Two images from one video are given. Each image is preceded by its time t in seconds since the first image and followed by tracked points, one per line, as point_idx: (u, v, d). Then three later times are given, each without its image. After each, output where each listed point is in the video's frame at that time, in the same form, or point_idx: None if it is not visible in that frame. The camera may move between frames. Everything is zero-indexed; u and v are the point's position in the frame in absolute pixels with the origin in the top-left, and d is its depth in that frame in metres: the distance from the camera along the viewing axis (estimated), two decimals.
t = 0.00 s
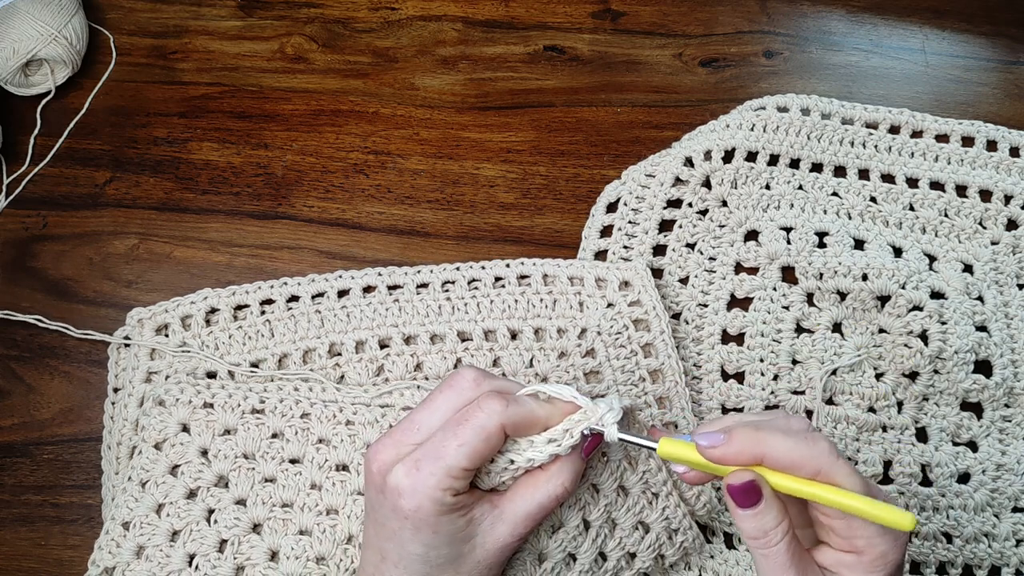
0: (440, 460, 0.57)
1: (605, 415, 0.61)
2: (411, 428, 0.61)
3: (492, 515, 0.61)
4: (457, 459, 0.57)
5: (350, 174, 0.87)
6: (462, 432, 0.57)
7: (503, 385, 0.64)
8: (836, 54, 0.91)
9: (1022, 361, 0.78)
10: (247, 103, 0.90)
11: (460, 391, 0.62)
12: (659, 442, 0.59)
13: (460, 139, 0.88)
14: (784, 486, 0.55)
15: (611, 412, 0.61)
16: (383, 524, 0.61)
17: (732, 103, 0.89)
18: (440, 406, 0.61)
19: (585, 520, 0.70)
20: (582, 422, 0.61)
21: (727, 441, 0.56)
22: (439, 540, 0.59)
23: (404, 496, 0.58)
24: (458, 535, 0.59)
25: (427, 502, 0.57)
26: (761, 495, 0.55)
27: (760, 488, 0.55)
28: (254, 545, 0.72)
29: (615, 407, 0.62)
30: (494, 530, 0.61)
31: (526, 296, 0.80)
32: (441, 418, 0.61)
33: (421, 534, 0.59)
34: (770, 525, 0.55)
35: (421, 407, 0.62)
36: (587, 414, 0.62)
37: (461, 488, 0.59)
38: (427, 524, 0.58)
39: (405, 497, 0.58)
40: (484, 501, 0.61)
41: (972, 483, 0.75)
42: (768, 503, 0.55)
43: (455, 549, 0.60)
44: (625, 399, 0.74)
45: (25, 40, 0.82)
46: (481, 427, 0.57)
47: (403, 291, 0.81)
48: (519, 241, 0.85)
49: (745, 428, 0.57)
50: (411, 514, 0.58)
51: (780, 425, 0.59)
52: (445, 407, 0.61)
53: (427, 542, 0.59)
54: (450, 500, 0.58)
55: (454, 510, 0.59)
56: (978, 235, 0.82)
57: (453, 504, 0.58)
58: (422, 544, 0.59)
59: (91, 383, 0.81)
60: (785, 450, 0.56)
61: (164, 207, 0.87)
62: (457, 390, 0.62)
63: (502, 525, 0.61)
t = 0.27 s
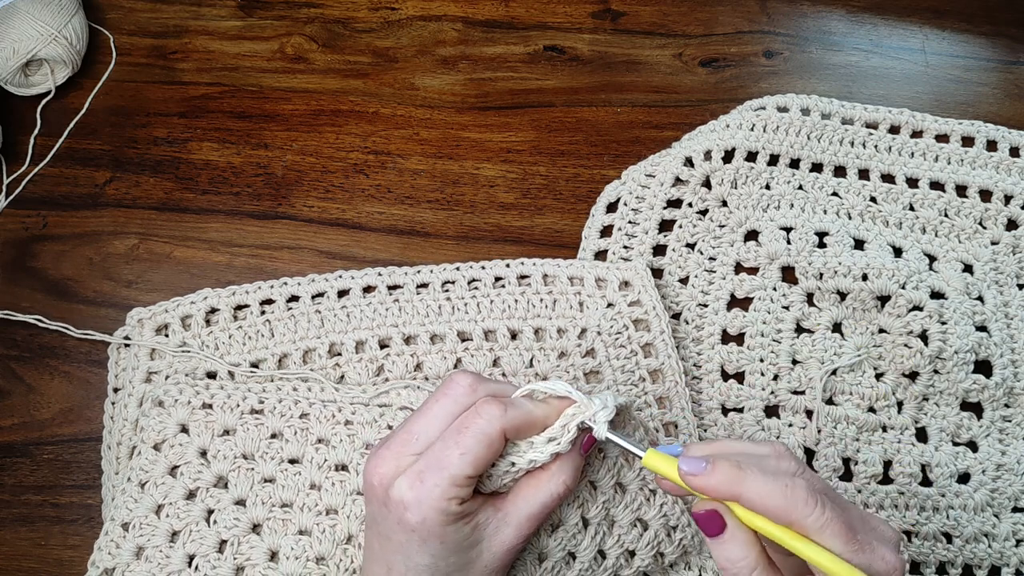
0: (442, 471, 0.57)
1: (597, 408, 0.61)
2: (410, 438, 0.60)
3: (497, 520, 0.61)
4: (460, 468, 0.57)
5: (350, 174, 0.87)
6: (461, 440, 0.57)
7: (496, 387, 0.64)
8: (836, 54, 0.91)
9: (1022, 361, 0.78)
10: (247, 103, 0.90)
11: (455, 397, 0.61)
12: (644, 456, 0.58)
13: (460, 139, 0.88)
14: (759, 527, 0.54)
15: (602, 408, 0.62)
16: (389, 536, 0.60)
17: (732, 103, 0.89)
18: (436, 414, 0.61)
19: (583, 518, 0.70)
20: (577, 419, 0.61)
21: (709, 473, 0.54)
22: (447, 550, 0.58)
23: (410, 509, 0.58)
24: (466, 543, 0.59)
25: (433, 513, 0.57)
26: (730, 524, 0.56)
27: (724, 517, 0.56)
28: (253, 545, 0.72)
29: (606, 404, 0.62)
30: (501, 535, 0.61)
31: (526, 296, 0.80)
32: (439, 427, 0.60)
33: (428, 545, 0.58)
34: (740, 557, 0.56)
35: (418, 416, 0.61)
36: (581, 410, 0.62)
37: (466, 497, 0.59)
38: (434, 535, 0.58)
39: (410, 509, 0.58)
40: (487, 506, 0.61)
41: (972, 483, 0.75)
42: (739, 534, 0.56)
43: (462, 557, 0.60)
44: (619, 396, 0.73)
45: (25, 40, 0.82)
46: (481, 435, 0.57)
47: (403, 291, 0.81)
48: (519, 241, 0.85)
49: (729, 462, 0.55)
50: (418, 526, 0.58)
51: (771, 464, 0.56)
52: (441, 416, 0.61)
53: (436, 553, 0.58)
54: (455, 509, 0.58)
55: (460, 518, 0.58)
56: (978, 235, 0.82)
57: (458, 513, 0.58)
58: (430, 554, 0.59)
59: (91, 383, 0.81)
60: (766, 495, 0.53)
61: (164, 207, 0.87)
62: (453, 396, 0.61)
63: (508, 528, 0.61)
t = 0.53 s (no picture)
0: (438, 469, 0.57)
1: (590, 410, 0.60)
2: (407, 438, 0.61)
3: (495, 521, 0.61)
4: (456, 466, 0.57)
5: (350, 174, 0.87)
6: (457, 438, 0.58)
7: (494, 390, 0.64)
8: (836, 54, 0.91)
9: (1022, 361, 0.78)
10: (247, 103, 0.90)
11: (453, 399, 0.62)
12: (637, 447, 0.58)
13: (460, 139, 0.88)
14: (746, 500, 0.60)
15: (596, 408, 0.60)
16: (386, 536, 0.60)
17: (732, 103, 0.89)
18: (433, 414, 0.62)
19: (582, 520, 0.70)
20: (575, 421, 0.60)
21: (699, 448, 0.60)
22: (443, 550, 0.58)
23: (405, 507, 0.58)
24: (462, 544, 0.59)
25: (428, 511, 0.57)
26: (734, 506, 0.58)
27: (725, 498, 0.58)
28: (254, 546, 0.72)
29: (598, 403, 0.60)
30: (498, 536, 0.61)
31: (526, 296, 0.80)
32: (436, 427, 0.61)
33: (425, 545, 0.58)
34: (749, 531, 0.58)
35: (415, 416, 0.62)
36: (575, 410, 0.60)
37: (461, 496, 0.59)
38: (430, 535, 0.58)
39: (405, 508, 0.58)
40: (484, 507, 0.61)
41: (972, 483, 0.75)
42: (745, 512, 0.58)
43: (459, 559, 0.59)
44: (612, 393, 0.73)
45: (25, 40, 0.82)
46: (477, 434, 0.58)
47: (403, 291, 0.81)
48: (519, 241, 0.85)
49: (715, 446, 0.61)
50: (414, 525, 0.58)
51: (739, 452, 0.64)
52: (438, 417, 0.61)
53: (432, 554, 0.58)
54: (451, 509, 0.58)
55: (457, 518, 0.58)
56: (978, 235, 0.82)
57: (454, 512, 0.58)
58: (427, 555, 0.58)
59: (91, 383, 0.81)
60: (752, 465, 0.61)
61: (163, 207, 0.87)
62: (450, 398, 0.62)
63: (506, 529, 0.61)
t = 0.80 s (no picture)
0: (428, 472, 0.58)
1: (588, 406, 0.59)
2: (399, 443, 0.62)
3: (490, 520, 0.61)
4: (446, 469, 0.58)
5: (350, 174, 0.87)
6: (442, 441, 0.59)
7: (486, 389, 0.64)
8: (836, 54, 0.91)
9: (1022, 361, 0.78)
10: (247, 103, 0.90)
11: (442, 401, 0.63)
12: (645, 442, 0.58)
13: (460, 139, 0.88)
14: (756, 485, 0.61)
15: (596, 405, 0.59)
16: (382, 541, 0.61)
17: (732, 103, 0.89)
18: (424, 417, 0.63)
19: (583, 515, 0.70)
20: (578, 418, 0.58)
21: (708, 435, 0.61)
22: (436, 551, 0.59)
23: (397, 510, 0.59)
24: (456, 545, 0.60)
25: (420, 513, 0.58)
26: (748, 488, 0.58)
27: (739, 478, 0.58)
28: (257, 549, 0.72)
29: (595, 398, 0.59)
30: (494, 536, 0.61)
31: (526, 295, 0.80)
32: (426, 430, 0.62)
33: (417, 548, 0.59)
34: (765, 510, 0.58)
35: (408, 421, 0.63)
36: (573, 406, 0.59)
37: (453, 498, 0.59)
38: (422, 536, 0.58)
39: (398, 511, 0.59)
40: (477, 506, 0.62)
41: (973, 483, 0.75)
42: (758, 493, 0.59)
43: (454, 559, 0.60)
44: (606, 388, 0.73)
45: (25, 40, 0.82)
46: (465, 436, 0.58)
47: (403, 291, 0.81)
48: (519, 241, 0.85)
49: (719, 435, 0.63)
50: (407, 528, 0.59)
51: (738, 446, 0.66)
52: (429, 420, 0.62)
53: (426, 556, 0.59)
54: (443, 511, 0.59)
55: (448, 518, 0.59)
56: (978, 235, 0.82)
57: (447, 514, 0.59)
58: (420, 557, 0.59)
59: (91, 383, 0.81)
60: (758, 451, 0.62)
61: (163, 207, 0.87)
62: (439, 400, 0.63)
63: (499, 527, 0.61)
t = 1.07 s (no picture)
0: (422, 484, 0.57)
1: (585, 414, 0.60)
2: (392, 455, 0.62)
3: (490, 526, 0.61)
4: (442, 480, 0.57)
5: (350, 174, 0.87)
6: (436, 453, 0.58)
7: (474, 397, 0.64)
8: (836, 54, 0.91)
9: (1022, 361, 0.78)
10: (247, 103, 0.90)
11: (432, 410, 0.62)
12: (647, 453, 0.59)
13: (460, 139, 0.88)
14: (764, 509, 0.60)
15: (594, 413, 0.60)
16: (382, 552, 0.61)
17: (732, 103, 0.89)
18: (416, 429, 0.62)
19: (579, 512, 0.69)
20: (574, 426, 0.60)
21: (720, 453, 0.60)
22: (437, 561, 0.59)
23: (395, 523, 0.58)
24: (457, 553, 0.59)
25: (417, 525, 0.57)
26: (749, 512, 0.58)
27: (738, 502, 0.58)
28: (257, 549, 0.71)
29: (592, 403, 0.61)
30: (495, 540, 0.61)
31: (526, 295, 0.80)
32: (419, 440, 0.62)
33: (418, 559, 0.59)
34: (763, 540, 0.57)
35: (400, 433, 0.63)
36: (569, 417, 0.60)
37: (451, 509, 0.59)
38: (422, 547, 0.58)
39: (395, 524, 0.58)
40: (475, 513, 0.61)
41: (973, 483, 0.75)
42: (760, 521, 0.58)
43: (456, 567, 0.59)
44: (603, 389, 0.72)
45: (25, 40, 0.82)
46: (459, 446, 0.57)
47: (403, 291, 0.81)
48: (519, 241, 0.85)
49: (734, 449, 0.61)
50: (405, 540, 0.58)
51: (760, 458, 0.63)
52: (421, 431, 0.62)
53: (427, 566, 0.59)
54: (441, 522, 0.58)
55: (446, 529, 0.58)
56: (978, 235, 0.82)
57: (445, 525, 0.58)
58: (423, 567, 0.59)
59: (91, 383, 0.81)
60: (777, 474, 0.60)
61: (163, 207, 0.87)
62: (430, 409, 0.62)
63: (498, 531, 0.61)
